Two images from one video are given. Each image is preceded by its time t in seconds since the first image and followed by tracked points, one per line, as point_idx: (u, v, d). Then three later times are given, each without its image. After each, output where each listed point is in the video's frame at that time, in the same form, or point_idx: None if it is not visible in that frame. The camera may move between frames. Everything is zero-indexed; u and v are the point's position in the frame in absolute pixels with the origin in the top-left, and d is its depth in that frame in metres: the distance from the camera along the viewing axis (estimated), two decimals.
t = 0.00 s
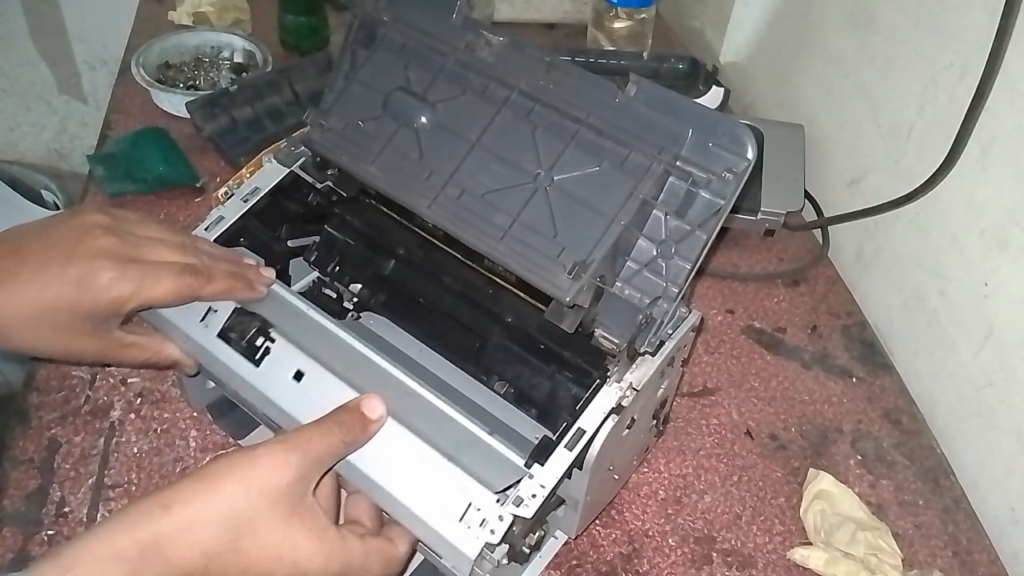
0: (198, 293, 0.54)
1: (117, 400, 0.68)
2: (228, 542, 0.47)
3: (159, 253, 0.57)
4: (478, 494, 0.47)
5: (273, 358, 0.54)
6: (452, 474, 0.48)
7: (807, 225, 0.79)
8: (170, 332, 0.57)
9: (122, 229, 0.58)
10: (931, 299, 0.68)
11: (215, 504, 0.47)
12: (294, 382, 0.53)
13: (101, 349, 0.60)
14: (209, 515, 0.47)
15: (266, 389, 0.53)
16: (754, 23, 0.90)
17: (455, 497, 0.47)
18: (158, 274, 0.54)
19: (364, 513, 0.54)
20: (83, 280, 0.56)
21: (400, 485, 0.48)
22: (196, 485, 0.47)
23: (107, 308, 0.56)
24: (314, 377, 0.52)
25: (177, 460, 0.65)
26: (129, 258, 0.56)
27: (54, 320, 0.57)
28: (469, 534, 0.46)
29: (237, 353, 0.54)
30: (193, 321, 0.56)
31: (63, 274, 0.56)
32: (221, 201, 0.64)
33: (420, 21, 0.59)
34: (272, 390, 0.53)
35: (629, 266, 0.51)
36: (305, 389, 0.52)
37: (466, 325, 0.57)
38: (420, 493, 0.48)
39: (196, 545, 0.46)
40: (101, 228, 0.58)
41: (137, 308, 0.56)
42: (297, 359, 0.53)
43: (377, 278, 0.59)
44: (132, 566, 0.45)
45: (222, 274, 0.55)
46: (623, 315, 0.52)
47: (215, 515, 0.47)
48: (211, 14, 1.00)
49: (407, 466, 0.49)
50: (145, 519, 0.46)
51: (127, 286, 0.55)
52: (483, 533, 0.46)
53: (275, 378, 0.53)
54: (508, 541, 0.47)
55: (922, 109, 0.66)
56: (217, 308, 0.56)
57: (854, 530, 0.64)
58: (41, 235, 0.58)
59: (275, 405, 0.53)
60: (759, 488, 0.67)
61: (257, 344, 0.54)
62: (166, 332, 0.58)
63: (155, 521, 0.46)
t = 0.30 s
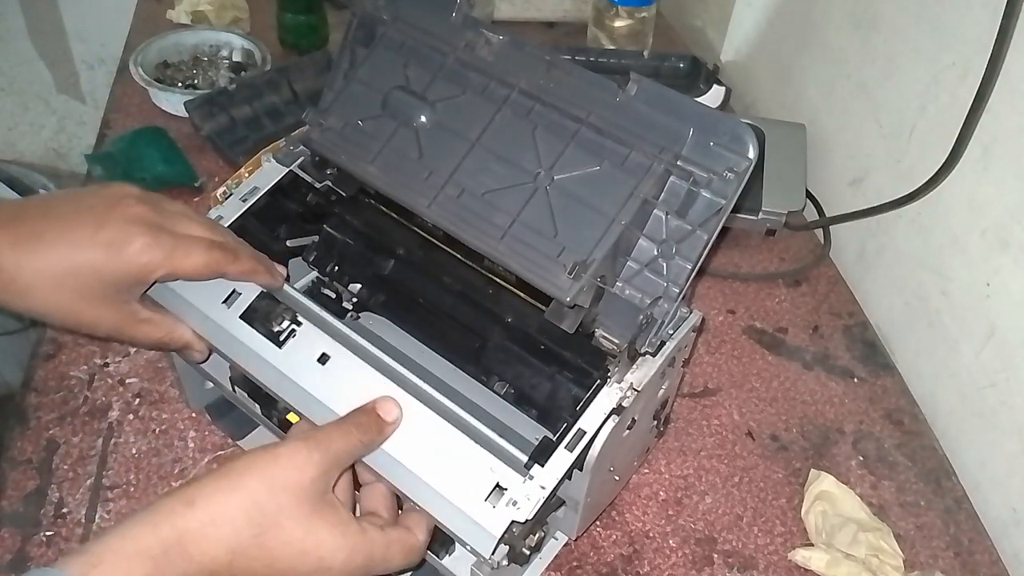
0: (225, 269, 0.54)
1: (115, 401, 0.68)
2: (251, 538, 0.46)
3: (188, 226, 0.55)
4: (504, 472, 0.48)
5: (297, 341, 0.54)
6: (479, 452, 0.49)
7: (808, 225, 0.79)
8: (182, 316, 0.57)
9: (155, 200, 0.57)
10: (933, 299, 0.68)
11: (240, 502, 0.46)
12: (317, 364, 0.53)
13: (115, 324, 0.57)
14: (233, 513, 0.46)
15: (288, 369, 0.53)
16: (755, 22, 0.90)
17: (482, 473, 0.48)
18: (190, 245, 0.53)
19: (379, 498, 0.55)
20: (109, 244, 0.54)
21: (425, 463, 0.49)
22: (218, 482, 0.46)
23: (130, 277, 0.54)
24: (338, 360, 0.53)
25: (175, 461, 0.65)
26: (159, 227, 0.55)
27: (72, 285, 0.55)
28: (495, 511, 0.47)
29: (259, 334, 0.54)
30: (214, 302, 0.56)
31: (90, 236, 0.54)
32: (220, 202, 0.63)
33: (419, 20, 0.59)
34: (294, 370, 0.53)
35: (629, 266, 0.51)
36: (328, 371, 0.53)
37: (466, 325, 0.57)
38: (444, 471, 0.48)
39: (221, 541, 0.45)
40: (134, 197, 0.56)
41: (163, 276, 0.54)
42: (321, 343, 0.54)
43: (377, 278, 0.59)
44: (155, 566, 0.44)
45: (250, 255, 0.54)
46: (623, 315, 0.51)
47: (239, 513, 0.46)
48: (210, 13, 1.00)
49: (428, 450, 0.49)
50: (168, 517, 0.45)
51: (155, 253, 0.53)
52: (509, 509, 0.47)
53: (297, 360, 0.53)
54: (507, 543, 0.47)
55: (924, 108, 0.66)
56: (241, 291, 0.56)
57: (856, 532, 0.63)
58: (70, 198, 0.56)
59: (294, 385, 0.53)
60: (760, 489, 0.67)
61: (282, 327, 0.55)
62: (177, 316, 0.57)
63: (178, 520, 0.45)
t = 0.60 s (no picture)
0: (242, 263, 0.55)
1: (117, 400, 0.68)
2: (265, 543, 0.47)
3: (208, 217, 0.57)
4: (514, 463, 0.49)
5: (310, 334, 0.55)
6: (489, 444, 0.50)
7: (808, 225, 0.79)
8: (194, 310, 0.57)
9: (178, 192, 0.59)
10: (931, 299, 0.68)
11: (253, 508, 0.46)
12: (330, 357, 0.54)
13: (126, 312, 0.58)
14: (248, 517, 0.46)
15: (300, 361, 0.54)
16: (754, 23, 0.90)
17: (493, 463, 0.49)
18: (211, 235, 0.55)
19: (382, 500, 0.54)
20: (134, 229, 0.56)
21: (435, 453, 0.50)
22: (229, 488, 0.47)
23: (150, 262, 0.56)
24: (350, 355, 0.54)
25: (177, 460, 0.66)
26: (181, 215, 0.57)
27: (92, 267, 0.57)
28: (504, 500, 0.47)
29: (272, 327, 0.55)
30: (228, 296, 0.57)
31: (116, 220, 0.56)
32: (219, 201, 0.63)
33: (420, 21, 0.59)
34: (307, 362, 0.54)
35: (629, 266, 0.51)
36: (340, 364, 0.54)
37: (466, 324, 0.57)
38: (454, 461, 0.49)
39: (231, 547, 0.46)
40: (161, 188, 0.59)
41: (181, 265, 0.56)
42: (333, 338, 0.55)
43: (378, 278, 0.58)
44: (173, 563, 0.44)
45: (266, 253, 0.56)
46: (622, 315, 0.52)
47: (253, 518, 0.46)
48: (211, 14, 1.01)
49: (437, 441, 0.50)
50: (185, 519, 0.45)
51: (179, 241, 0.55)
52: (517, 499, 0.47)
53: (309, 352, 0.54)
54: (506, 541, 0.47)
55: (923, 109, 0.66)
56: (255, 287, 0.57)
57: (855, 531, 0.64)
58: (99, 183, 0.58)
59: (306, 376, 0.53)
60: (759, 488, 0.67)
61: (296, 320, 0.56)
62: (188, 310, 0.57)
63: (196, 520, 0.45)
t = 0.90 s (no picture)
0: (244, 256, 0.55)
1: (117, 400, 0.68)
2: None
3: (213, 210, 0.57)
4: (513, 460, 0.49)
5: (309, 331, 0.55)
6: (489, 441, 0.50)
7: (808, 225, 0.79)
8: (191, 304, 0.57)
9: (184, 184, 0.59)
10: (931, 299, 0.68)
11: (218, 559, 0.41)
12: (329, 354, 0.54)
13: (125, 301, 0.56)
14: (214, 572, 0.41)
15: (299, 358, 0.54)
16: (754, 23, 0.90)
17: (492, 460, 0.49)
18: (218, 228, 0.55)
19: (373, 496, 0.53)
20: (140, 215, 0.55)
21: (435, 449, 0.50)
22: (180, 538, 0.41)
23: (155, 250, 0.55)
24: (349, 352, 0.54)
25: (177, 460, 0.66)
26: (188, 206, 0.56)
27: (95, 253, 0.55)
28: (503, 498, 0.47)
29: (272, 322, 0.55)
30: (228, 292, 0.57)
31: (122, 205, 0.55)
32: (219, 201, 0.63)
33: (419, 21, 0.59)
34: (306, 358, 0.54)
35: (629, 266, 0.51)
36: (339, 361, 0.54)
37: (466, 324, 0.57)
38: (452, 458, 0.49)
39: None
40: (167, 177, 0.58)
41: (184, 254, 0.55)
42: (333, 336, 0.55)
43: (378, 278, 0.58)
44: None
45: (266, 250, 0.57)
46: (622, 315, 0.52)
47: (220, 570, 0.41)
48: (211, 14, 1.01)
49: (435, 438, 0.50)
50: None
51: (185, 231, 0.54)
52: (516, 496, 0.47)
53: (308, 349, 0.54)
54: (506, 540, 0.48)
55: (922, 109, 0.66)
56: (255, 283, 0.57)
57: (854, 530, 0.64)
58: (106, 169, 0.56)
59: (305, 372, 0.53)
60: (759, 488, 0.67)
61: (295, 317, 0.56)
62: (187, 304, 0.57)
63: None
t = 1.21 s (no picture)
0: (247, 254, 0.55)
1: (117, 400, 0.68)
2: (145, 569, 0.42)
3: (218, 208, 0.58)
4: (513, 458, 0.49)
5: (309, 330, 0.55)
6: (488, 439, 0.50)
7: (808, 225, 0.79)
8: (192, 304, 0.57)
9: (189, 181, 0.60)
10: (930, 299, 0.68)
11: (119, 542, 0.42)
12: (329, 352, 0.54)
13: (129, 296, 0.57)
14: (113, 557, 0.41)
15: (300, 356, 0.54)
16: (754, 23, 0.90)
17: (491, 458, 0.49)
18: (220, 223, 0.55)
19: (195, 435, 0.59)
20: (144, 210, 0.55)
21: (435, 447, 0.50)
22: (72, 518, 0.42)
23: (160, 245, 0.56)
24: (349, 351, 0.54)
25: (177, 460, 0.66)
26: (193, 202, 0.57)
27: (99, 246, 0.56)
28: (503, 496, 0.47)
29: (272, 321, 0.56)
30: (229, 291, 0.57)
31: (127, 199, 0.56)
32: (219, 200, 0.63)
33: (419, 21, 0.59)
34: (306, 356, 0.54)
35: (629, 266, 0.51)
36: (339, 359, 0.54)
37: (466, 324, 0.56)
38: (452, 456, 0.49)
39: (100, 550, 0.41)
40: (174, 174, 0.59)
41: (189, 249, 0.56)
42: (333, 335, 0.55)
43: (378, 278, 0.58)
44: None
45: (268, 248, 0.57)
46: (622, 315, 0.52)
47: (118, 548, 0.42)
48: (211, 14, 1.01)
49: (435, 436, 0.50)
50: None
51: (187, 225, 0.55)
52: (516, 495, 0.47)
53: (308, 348, 0.54)
54: (506, 539, 0.48)
55: (922, 109, 0.66)
56: (256, 282, 0.57)
57: (854, 530, 0.64)
58: (113, 165, 0.58)
59: (305, 370, 0.53)
60: (759, 488, 0.67)
61: (296, 316, 0.56)
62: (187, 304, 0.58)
63: None
